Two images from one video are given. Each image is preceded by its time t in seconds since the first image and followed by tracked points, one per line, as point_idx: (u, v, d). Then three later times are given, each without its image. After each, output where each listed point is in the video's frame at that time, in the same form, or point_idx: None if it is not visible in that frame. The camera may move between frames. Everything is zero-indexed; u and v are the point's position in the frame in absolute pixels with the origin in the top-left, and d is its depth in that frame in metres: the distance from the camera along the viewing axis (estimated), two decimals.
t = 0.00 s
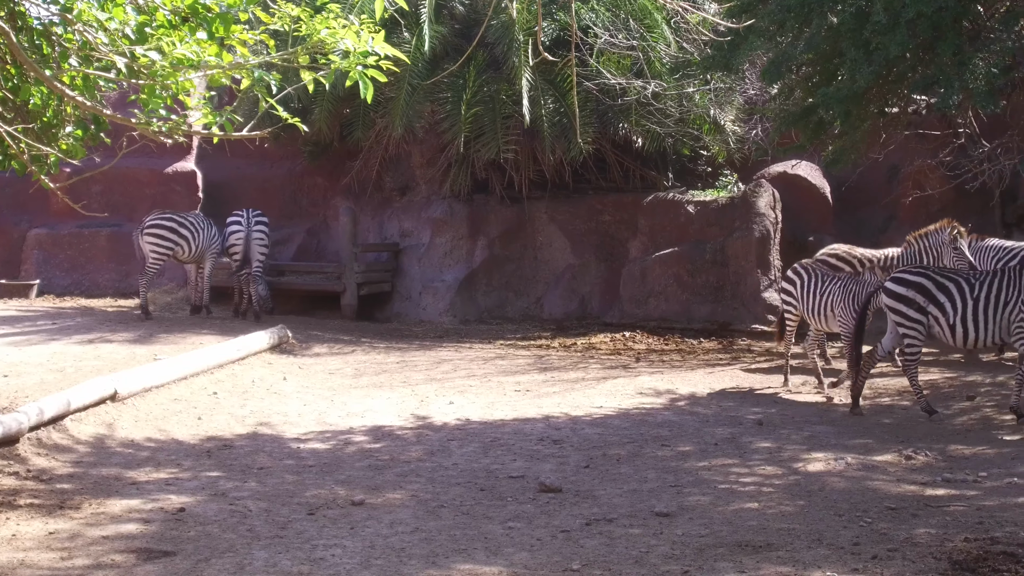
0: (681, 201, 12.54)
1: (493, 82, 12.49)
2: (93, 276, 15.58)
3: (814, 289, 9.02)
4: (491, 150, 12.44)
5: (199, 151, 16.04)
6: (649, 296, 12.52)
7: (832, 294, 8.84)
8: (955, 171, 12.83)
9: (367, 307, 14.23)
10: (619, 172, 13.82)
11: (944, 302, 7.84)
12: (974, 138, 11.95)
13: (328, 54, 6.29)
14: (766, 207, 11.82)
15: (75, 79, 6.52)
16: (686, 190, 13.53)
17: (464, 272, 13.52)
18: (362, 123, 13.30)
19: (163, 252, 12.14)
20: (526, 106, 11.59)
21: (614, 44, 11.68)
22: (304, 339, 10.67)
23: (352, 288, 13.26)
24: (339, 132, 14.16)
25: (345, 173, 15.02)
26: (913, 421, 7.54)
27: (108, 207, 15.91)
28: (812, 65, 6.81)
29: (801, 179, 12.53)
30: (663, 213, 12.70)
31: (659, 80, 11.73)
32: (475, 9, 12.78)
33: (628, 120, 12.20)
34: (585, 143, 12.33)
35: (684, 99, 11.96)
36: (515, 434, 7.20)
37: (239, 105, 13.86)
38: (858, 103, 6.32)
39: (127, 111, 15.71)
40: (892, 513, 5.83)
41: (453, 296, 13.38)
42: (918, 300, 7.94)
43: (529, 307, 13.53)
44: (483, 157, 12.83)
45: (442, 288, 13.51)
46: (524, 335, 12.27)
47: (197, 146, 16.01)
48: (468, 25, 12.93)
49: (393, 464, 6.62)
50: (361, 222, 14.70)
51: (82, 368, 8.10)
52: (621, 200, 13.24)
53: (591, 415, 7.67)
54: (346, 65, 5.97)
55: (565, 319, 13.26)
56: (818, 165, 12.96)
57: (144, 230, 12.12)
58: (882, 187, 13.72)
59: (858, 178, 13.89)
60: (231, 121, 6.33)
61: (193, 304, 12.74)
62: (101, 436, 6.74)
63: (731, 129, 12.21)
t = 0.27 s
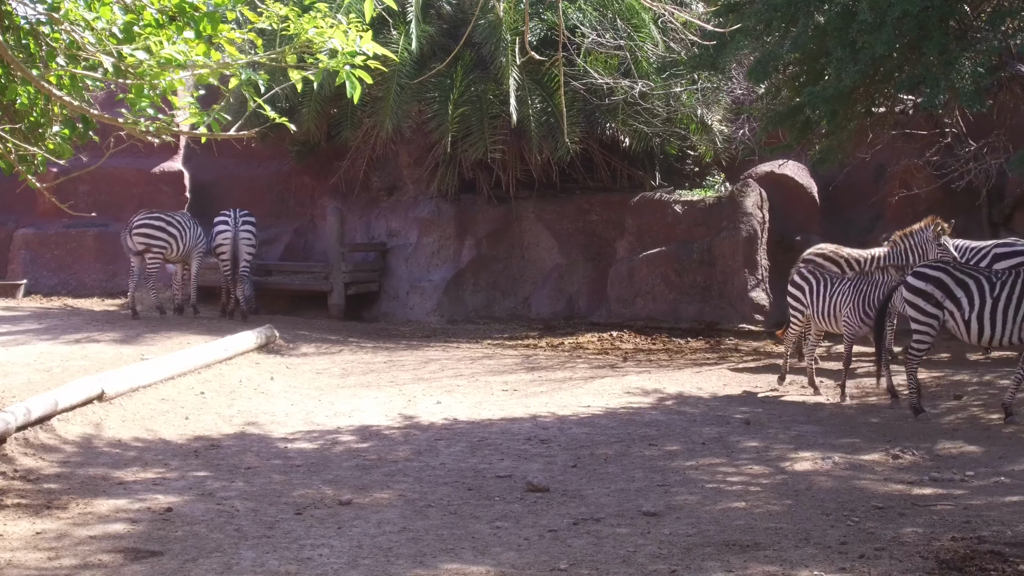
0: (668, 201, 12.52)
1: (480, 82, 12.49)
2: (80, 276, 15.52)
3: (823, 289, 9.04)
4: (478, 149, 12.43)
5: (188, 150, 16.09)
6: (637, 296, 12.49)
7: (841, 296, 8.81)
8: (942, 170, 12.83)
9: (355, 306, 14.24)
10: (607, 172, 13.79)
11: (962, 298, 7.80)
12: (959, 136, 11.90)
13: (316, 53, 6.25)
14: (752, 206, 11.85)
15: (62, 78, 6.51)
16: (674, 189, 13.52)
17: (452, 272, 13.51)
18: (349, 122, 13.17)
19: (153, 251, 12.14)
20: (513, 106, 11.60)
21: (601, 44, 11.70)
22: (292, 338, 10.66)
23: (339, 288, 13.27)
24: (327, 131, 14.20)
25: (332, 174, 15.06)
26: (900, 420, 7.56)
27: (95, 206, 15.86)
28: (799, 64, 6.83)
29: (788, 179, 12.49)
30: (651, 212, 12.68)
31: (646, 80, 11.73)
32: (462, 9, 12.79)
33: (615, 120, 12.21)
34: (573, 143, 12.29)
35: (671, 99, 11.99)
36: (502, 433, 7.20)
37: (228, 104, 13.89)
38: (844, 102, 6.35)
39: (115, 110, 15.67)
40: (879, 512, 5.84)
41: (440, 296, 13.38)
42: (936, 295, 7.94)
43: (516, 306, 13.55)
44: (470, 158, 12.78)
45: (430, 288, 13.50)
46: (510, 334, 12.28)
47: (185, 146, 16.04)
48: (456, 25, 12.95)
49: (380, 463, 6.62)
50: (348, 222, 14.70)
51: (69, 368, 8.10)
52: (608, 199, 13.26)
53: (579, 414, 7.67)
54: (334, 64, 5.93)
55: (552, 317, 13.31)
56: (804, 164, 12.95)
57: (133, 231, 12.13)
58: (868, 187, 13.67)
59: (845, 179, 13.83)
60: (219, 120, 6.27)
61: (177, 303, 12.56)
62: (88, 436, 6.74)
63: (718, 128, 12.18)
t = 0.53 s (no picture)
0: (654, 201, 12.56)
1: (467, 81, 12.55)
2: (66, 275, 15.44)
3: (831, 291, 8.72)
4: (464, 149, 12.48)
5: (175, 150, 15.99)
6: (624, 296, 12.48)
7: (852, 298, 8.54)
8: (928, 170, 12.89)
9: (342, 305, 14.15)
10: (593, 170, 13.82)
11: (978, 299, 7.52)
12: (947, 137, 11.94)
13: (304, 51, 6.15)
14: (740, 206, 11.82)
15: (48, 76, 6.48)
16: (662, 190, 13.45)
17: (438, 271, 13.39)
18: (336, 121, 13.14)
19: (140, 250, 12.14)
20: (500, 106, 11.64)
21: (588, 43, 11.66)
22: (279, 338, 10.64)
23: (326, 287, 13.26)
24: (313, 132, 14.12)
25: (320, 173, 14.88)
26: (886, 419, 7.57)
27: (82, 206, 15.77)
28: (785, 64, 6.83)
29: (776, 180, 12.39)
30: (636, 213, 12.73)
31: (633, 80, 11.71)
32: (450, 8, 12.76)
33: (602, 120, 12.35)
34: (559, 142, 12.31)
35: (658, 99, 11.95)
36: (489, 433, 7.20)
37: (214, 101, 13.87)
38: (830, 102, 6.36)
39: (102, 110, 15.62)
40: (866, 511, 5.85)
41: (427, 296, 13.26)
42: (951, 299, 7.65)
43: (504, 305, 13.45)
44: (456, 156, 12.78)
45: (416, 287, 13.38)
46: (496, 333, 12.30)
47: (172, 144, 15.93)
48: (443, 25, 12.92)
49: (367, 463, 6.61)
50: (335, 222, 14.49)
51: (56, 368, 8.10)
52: (595, 199, 13.17)
53: (566, 414, 7.68)
54: (322, 62, 5.86)
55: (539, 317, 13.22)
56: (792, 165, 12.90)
57: (119, 231, 12.13)
58: (854, 186, 13.78)
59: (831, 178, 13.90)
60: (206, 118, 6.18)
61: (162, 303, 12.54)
62: (74, 436, 6.74)
63: (704, 127, 12.09)
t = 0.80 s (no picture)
0: (639, 200, 12.58)
1: (452, 80, 12.53)
2: (51, 275, 15.18)
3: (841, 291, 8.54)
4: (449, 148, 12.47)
5: (160, 149, 15.85)
6: (609, 295, 12.46)
7: (864, 297, 8.36)
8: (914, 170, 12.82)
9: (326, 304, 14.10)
10: (578, 170, 13.87)
11: (993, 301, 7.33)
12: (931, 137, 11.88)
13: (289, 47, 6.09)
14: (724, 205, 11.86)
15: (33, 74, 6.45)
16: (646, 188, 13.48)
17: (423, 271, 13.35)
18: (320, 121, 13.12)
19: (125, 249, 12.14)
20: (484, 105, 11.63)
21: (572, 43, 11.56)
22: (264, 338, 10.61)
23: (311, 287, 13.22)
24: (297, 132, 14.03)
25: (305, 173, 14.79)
26: (871, 418, 7.58)
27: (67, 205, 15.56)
28: (770, 64, 6.82)
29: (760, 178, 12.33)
30: (621, 212, 12.74)
31: (618, 79, 11.72)
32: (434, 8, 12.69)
33: (587, 119, 12.27)
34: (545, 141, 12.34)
35: (643, 98, 12.04)
36: (474, 433, 7.20)
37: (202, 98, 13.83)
38: (815, 101, 6.37)
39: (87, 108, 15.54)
40: (851, 510, 5.85)
41: (411, 295, 13.21)
42: (967, 302, 7.51)
43: (489, 305, 13.42)
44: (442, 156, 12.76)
45: (401, 287, 13.32)
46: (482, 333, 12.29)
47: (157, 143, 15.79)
48: (427, 24, 12.82)
49: (352, 463, 6.61)
50: (320, 222, 14.37)
51: (41, 368, 8.09)
52: (580, 199, 13.19)
53: (551, 413, 7.68)
54: (307, 58, 5.77)
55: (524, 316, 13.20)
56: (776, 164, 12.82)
57: (104, 230, 12.16)
58: (839, 185, 13.72)
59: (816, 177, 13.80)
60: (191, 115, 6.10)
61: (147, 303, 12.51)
62: (59, 436, 6.72)
63: (688, 127, 12.25)
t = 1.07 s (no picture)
0: (626, 199, 12.52)
1: (437, 79, 12.57)
2: (36, 275, 15.12)
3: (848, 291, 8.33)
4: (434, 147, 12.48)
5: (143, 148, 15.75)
6: (595, 294, 12.45)
7: (872, 297, 8.21)
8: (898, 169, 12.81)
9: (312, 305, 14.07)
10: (564, 169, 13.90)
11: (1013, 295, 7.32)
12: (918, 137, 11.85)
13: (275, 44, 6.05)
14: (711, 204, 11.82)
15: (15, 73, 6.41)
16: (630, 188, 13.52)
17: (409, 270, 13.39)
18: (305, 120, 13.06)
19: (111, 249, 12.13)
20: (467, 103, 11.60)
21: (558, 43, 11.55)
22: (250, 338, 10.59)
23: (297, 286, 13.20)
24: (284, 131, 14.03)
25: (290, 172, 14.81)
26: (857, 417, 7.60)
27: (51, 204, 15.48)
28: (756, 63, 6.80)
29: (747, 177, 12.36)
30: (609, 210, 12.67)
31: (604, 79, 11.59)
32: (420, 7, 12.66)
33: (573, 119, 12.33)
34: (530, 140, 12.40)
35: (628, 98, 11.95)
36: (461, 432, 7.20)
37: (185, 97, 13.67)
38: (802, 101, 6.36)
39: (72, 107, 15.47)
40: (837, 509, 5.86)
41: (397, 295, 13.27)
42: (986, 295, 7.50)
43: (474, 304, 13.43)
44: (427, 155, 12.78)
45: (387, 286, 13.36)
46: (468, 332, 12.27)
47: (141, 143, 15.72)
48: (413, 24, 12.84)
49: (338, 462, 6.61)
50: (306, 221, 14.44)
51: (26, 368, 8.07)
52: (566, 198, 13.14)
53: (537, 413, 7.67)
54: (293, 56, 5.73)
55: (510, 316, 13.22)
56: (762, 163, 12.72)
57: (91, 230, 12.15)
58: (825, 184, 13.46)
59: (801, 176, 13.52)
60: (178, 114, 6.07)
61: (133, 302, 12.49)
62: (44, 436, 6.70)
63: (674, 126, 12.04)
